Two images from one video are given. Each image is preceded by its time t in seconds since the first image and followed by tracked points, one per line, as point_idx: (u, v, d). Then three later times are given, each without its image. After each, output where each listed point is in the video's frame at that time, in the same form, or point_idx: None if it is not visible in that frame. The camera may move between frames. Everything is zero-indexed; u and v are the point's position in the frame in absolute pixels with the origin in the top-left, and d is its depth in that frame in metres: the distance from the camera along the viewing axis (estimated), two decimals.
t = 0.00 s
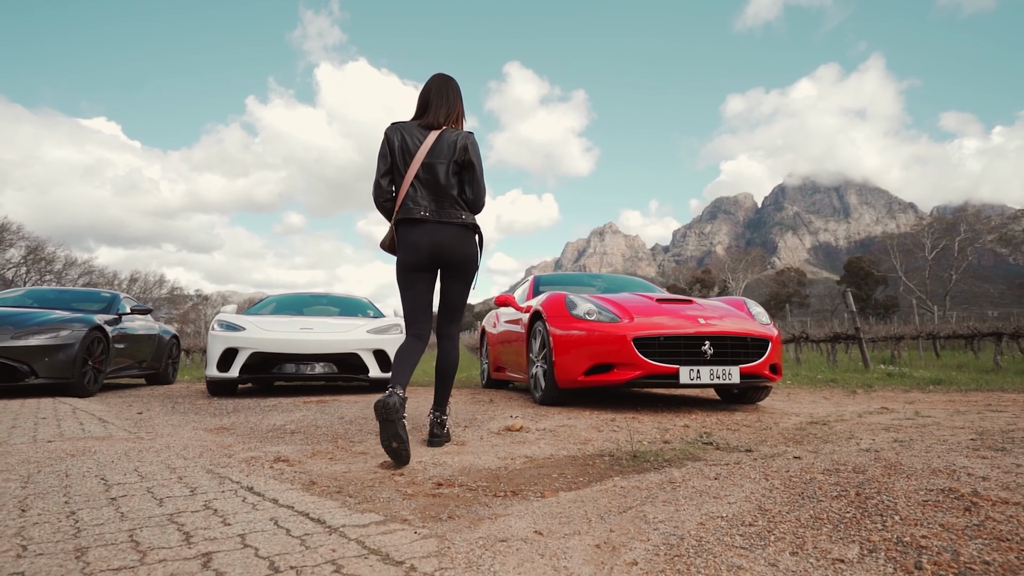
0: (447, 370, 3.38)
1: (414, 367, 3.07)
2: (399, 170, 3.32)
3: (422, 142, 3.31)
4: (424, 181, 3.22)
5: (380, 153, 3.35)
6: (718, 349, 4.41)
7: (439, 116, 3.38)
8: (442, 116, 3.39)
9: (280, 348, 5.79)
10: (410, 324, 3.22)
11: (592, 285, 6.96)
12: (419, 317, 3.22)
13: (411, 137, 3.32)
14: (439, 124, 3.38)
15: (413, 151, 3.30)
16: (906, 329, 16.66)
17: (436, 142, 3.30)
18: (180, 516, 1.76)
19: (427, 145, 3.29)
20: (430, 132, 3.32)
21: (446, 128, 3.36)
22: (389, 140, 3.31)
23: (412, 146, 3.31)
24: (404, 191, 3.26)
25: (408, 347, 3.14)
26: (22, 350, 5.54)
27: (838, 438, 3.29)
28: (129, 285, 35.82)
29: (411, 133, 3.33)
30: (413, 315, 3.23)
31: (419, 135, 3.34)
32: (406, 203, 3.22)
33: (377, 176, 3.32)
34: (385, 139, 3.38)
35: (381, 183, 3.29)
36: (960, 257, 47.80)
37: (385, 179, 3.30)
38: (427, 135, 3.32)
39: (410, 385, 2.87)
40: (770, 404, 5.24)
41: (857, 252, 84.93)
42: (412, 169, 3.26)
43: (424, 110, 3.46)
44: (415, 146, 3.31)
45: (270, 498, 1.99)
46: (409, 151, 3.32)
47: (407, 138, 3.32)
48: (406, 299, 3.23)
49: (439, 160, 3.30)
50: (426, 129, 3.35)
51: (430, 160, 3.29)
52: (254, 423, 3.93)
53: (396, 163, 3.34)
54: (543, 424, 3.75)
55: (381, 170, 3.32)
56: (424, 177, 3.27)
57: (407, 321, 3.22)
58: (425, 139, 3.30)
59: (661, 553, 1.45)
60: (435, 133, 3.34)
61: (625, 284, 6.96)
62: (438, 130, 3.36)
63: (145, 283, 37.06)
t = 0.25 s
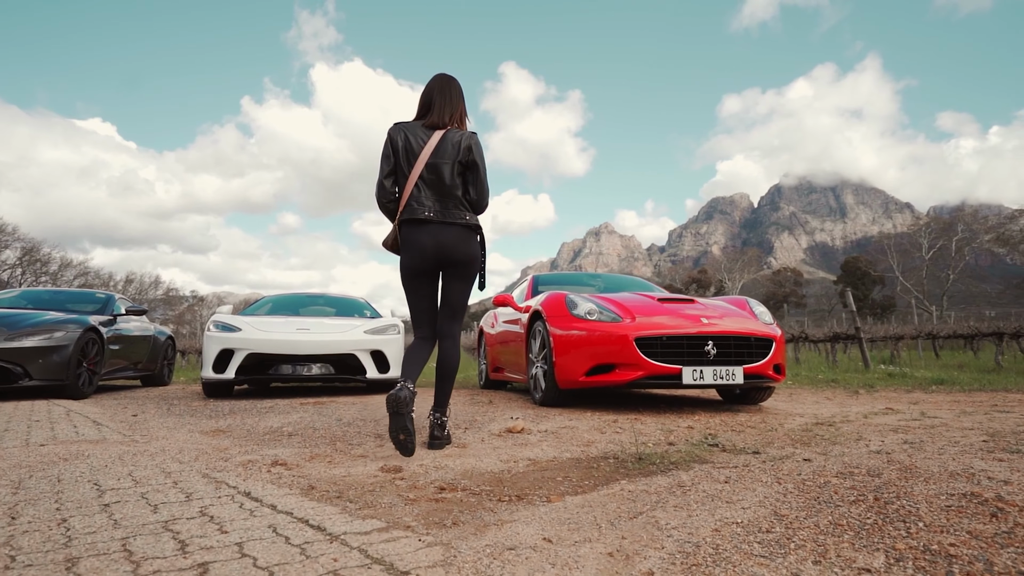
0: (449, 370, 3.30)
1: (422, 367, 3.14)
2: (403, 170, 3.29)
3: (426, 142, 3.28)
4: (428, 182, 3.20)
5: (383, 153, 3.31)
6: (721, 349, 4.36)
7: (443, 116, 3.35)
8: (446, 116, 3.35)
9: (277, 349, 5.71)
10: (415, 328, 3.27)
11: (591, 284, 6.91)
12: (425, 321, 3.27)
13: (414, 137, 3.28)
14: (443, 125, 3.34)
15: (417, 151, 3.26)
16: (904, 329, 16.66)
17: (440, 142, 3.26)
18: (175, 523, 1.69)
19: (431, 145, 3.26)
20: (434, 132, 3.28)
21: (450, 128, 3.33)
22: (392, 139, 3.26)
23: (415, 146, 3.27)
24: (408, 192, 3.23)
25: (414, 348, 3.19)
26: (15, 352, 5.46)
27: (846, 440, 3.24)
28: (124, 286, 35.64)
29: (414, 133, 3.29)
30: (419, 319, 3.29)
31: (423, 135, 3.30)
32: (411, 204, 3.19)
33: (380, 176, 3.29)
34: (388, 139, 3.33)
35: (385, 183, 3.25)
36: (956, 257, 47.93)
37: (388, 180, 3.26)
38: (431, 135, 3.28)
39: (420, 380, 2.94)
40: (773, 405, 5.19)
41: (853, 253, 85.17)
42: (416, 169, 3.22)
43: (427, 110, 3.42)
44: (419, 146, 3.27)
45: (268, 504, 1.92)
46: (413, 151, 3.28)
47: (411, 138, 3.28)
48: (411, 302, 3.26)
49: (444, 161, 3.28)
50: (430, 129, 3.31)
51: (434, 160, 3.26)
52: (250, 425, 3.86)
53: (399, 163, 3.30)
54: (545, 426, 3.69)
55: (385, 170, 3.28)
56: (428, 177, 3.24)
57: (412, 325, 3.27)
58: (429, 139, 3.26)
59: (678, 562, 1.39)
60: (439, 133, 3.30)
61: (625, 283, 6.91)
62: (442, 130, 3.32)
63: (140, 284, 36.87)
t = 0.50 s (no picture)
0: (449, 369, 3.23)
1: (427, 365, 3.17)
2: (406, 169, 3.24)
3: (429, 140, 3.23)
4: (431, 181, 3.15)
5: (386, 152, 3.26)
6: (723, 348, 4.31)
7: (445, 115, 3.29)
8: (449, 114, 3.29)
9: (273, 349, 5.65)
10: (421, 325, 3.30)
11: (591, 283, 6.86)
12: (430, 318, 3.29)
13: (417, 136, 3.23)
14: (446, 123, 3.29)
15: (420, 150, 3.22)
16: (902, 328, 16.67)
17: (444, 141, 3.21)
18: (170, 529, 1.63)
19: (434, 144, 3.21)
20: (437, 131, 3.23)
21: (453, 126, 3.27)
22: (394, 138, 3.21)
23: (418, 145, 3.22)
24: (411, 191, 3.19)
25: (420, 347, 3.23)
26: (8, 353, 5.38)
27: (853, 440, 3.20)
28: (119, 287, 35.47)
29: (417, 132, 3.25)
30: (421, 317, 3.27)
31: (426, 133, 3.25)
32: (414, 203, 3.16)
33: (383, 176, 3.25)
34: (391, 137, 3.29)
35: (388, 183, 3.22)
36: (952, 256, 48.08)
37: (391, 179, 3.23)
38: (435, 134, 3.23)
39: (428, 378, 3.04)
40: (774, 404, 5.15)
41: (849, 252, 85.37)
42: (419, 168, 3.18)
43: (429, 108, 3.37)
44: (422, 144, 3.22)
45: (266, 508, 1.86)
46: (416, 150, 3.24)
47: (414, 137, 3.23)
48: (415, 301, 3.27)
49: (447, 159, 3.23)
50: (433, 128, 3.26)
51: (438, 159, 3.22)
52: (246, 426, 3.79)
53: (402, 162, 3.26)
54: (546, 426, 3.63)
55: (387, 169, 3.24)
56: (432, 176, 3.20)
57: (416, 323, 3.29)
58: (433, 137, 3.22)
59: (693, 568, 1.34)
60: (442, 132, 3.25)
61: (625, 282, 6.87)
62: (445, 128, 3.27)
63: (136, 284, 36.70)
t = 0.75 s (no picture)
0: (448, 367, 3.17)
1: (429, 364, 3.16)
2: (409, 167, 3.19)
3: (433, 137, 3.19)
4: (436, 177, 3.11)
5: (388, 148, 3.20)
6: (725, 347, 4.28)
7: (450, 112, 3.25)
8: (453, 112, 3.25)
9: (269, 349, 5.58)
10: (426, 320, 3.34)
11: (589, 281, 6.81)
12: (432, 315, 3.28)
13: (421, 132, 3.18)
14: (450, 120, 3.24)
15: (424, 146, 3.17)
16: (898, 326, 16.70)
17: (449, 138, 3.18)
18: (162, 536, 1.58)
19: (439, 141, 3.17)
20: (441, 128, 3.19)
21: (457, 123, 3.23)
22: (398, 135, 3.15)
23: (422, 141, 3.17)
24: (415, 188, 3.13)
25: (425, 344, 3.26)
26: None
27: (857, 438, 3.17)
28: (113, 287, 35.26)
29: (421, 128, 3.20)
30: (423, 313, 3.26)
31: (430, 130, 3.20)
32: (418, 201, 3.11)
33: (385, 173, 3.18)
34: (393, 134, 3.22)
35: (391, 180, 3.16)
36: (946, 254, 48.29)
37: (394, 177, 3.16)
38: (439, 131, 3.19)
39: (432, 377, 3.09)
40: (775, 402, 5.12)
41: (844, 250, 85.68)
42: (423, 165, 3.14)
43: (432, 105, 3.32)
44: (426, 141, 3.17)
45: (263, 513, 1.81)
46: (420, 147, 3.19)
47: (418, 134, 3.18)
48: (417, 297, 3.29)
49: (451, 157, 3.19)
50: (437, 124, 3.21)
51: (442, 156, 3.18)
52: (241, 427, 3.73)
53: (405, 159, 3.20)
54: (547, 426, 3.59)
55: (390, 166, 3.17)
56: (436, 173, 3.16)
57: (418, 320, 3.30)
58: (437, 134, 3.17)
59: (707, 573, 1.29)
60: (447, 129, 3.22)
61: (623, 280, 6.83)
62: (449, 125, 3.23)
63: (130, 284, 36.50)
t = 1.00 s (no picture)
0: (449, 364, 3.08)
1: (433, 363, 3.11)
2: (410, 163, 3.16)
3: (435, 134, 3.16)
4: (438, 174, 3.09)
5: (389, 146, 3.16)
6: (725, 345, 4.24)
7: (451, 109, 3.22)
8: (454, 108, 3.23)
9: (264, 349, 5.52)
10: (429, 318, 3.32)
11: (587, 280, 6.78)
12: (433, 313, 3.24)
13: (423, 129, 3.15)
14: (451, 117, 3.21)
15: (425, 143, 3.14)
16: (893, 325, 16.75)
17: (450, 135, 3.15)
18: (155, 544, 1.52)
19: (441, 138, 3.14)
20: (443, 124, 3.17)
21: (459, 120, 3.21)
22: (400, 131, 3.11)
23: (424, 138, 3.14)
24: (416, 185, 3.11)
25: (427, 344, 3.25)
26: None
27: (860, 438, 3.14)
28: (105, 287, 35.02)
29: (422, 126, 3.16)
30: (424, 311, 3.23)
31: (431, 127, 3.18)
32: (419, 198, 3.08)
33: (386, 171, 3.15)
34: (394, 132, 3.19)
35: (392, 178, 3.13)
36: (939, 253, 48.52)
37: (395, 174, 3.13)
38: (440, 127, 3.17)
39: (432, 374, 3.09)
40: (774, 402, 5.10)
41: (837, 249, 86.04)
42: (425, 162, 3.11)
43: (432, 102, 3.28)
44: (428, 138, 3.14)
45: (259, 518, 1.76)
46: (421, 143, 3.16)
47: (419, 131, 3.15)
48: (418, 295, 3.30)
49: (453, 153, 3.17)
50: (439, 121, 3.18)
51: (444, 154, 3.15)
52: (236, 429, 3.67)
53: (406, 156, 3.17)
54: (546, 426, 3.55)
55: (391, 164, 3.14)
56: (437, 170, 3.14)
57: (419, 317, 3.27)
58: (439, 131, 3.14)
59: None
60: (448, 126, 3.19)
61: (621, 279, 6.79)
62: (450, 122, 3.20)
63: (122, 284, 36.26)
